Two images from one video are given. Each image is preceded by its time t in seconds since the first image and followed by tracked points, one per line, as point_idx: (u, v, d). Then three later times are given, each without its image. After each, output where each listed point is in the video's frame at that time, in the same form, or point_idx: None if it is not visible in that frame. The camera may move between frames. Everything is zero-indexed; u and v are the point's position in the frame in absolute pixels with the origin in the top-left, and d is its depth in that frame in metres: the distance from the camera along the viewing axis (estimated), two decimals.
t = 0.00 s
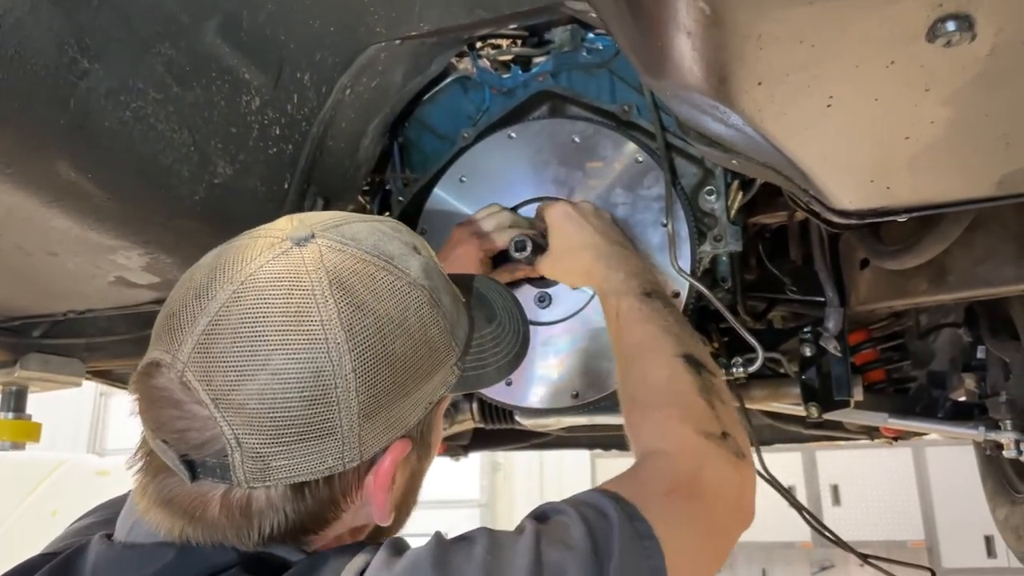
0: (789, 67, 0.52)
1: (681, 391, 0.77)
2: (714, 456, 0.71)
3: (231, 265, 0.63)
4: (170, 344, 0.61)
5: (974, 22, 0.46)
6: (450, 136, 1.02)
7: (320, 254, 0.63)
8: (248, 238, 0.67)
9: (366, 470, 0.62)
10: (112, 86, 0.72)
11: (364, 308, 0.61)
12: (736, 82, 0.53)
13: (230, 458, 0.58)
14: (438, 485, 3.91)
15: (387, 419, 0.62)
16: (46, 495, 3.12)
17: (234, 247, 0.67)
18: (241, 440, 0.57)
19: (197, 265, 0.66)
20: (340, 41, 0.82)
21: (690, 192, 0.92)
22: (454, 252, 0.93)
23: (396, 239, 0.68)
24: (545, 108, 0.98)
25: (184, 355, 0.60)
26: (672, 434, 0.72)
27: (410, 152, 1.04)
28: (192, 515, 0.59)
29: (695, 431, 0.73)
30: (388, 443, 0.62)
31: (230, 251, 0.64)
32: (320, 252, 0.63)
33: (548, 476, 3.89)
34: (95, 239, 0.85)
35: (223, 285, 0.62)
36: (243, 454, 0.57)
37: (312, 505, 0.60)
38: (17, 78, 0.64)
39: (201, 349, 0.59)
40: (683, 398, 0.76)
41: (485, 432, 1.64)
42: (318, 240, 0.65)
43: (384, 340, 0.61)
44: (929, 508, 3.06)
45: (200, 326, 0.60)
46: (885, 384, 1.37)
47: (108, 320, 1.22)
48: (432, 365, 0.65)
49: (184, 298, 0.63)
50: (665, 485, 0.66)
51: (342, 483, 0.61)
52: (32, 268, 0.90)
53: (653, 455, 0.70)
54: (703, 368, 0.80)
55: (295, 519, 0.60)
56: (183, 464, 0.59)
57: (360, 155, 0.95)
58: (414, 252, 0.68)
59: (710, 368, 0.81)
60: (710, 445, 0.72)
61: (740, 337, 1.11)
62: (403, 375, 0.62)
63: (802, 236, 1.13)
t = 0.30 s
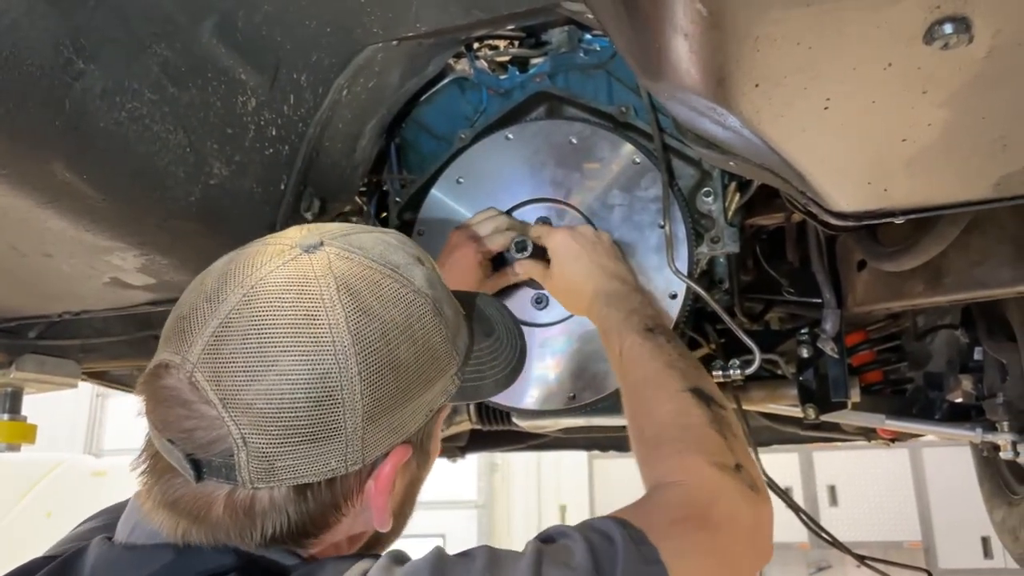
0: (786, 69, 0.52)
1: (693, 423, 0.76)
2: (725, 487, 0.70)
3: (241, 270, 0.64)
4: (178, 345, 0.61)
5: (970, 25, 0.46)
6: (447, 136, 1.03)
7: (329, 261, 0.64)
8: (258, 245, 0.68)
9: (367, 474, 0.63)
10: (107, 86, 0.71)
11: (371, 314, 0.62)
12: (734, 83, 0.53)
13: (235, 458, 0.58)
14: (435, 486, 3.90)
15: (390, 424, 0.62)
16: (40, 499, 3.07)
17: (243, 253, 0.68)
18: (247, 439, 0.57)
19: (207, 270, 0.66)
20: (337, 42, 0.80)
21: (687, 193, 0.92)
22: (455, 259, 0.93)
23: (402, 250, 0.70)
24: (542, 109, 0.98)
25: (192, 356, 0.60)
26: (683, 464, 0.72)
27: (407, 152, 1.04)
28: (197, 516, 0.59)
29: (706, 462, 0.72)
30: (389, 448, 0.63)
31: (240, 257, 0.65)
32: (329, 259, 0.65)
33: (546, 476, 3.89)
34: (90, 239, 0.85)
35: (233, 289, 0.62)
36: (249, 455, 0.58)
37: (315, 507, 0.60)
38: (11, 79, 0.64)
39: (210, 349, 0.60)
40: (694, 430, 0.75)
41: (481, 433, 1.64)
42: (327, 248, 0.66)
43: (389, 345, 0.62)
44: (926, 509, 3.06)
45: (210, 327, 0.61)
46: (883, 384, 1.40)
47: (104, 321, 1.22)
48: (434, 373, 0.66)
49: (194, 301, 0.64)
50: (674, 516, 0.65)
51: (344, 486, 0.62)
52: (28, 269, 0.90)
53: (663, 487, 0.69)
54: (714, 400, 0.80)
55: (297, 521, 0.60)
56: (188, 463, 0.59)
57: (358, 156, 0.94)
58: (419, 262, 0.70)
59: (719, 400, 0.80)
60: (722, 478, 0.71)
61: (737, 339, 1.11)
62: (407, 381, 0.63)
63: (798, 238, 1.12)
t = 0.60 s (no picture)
0: (786, 69, 0.52)
1: (686, 426, 0.76)
2: (719, 489, 0.70)
3: (267, 274, 0.66)
4: (203, 344, 0.63)
5: (972, 25, 0.46)
6: (446, 136, 1.03)
7: (354, 269, 0.66)
8: (284, 250, 0.70)
9: (379, 480, 0.64)
10: (106, 85, 0.71)
11: (392, 321, 0.64)
12: (735, 83, 0.53)
13: (253, 457, 0.59)
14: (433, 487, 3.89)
15: (404, 431, 0.64)
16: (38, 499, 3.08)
17: (268, 257, 0.70)
18: (266, 439, 0.59)
19: (233, 273, 0.68)
20: (335, 41, 0.81)
21: (687, 194, 0.92)
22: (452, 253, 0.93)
23: (423, 262, 0.72)
24: (541, 109, 0.97)
25: (216, 354, 0.62)
26: (677, 466, 0.72)
27: (406, 153, 1.05)
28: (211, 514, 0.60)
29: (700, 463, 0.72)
30: (401, 455, 0.64)
31: (267, 261, 0.67)
32: (353, 267, 0.67)
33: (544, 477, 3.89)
34: (89, 240, 0.84)
35: (260, 292, 0.64)
36: (267, 454, 0.59)
37: (326, 510, 0.62)
38: (11, 78, 0.64)
39: (235, 348, 0.62)
40: (689, 433, 0.75)
41: (480, 433, 1.63)
42: (352, 256, 0.68)
43: (408, 353, 0.64)
44: (924, 510, 3.06)
45: (236, 328, 0.63)
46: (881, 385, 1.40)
47: (102, 322, 1.21)
48: (448, 384, 0.68)
49: (220, 301, 0.66)
50: (669, 515, 0.65)
51: (356, 490, 0.63)
52: (26, 269, 0.89)
53: (658, 489, 0.69)
54: (707, 401, 0.79)
55: (308, 523, 0.61)
56: (206, 459, 0.60)
57: (357, 156, 0.94)
58: (438, 274, 0.72)
59: (714, 401, 0.80)
60: (717, 479, 0.71)
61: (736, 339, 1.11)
62: (422, 390, 0.65)
63: (797, 238, 1.13)
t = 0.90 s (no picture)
0: (782, 74, 0.52)
1: (680, 434, 0.77)
2: (713, 495, 0.71)
3: (269, 281, 0.66)
4: (206, 350, 0.64)
5: (966, 30, 0.47)
6: (444, 138, 1.03)
7: (355, 276, 0.67)
8: (285, 258, 0.70)
9: (380, 483, 0.65)
10: (104, 88, 0.71)
11: (393, 327, 0.64)
12: (732, 88, 0.53)
13: (256, 461, 0.60)
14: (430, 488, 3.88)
15: (405, 435, 0.64)
16: (36, 499, 3.04)
17: (270, 266, 0.70)
18: (270, 443, 0.59)
19: (236, 281, 0.69)
20: (334, 43, 0.81)
21: (683, 197, 0.92)
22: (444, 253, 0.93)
23: (422, 269, 0.72)
24: (539, 111, 0.98)
25: (220, 360, 0.62)
26: (672, 472, 0.72)
27: (404, 155, 1.05)
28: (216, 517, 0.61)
29: (695, 470, 0.73)
30: (402, 459, 0.65)
31: (269, 269, 0.68)
32: (354, 274, 0.67)
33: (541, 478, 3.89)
34: (87, 242, 0.84)
35: (262, 299, 0.65)
36: (270, 458, 0.59)
37: (328, 513, 0.62)
38: (9, 80, 0.64)
39: (237, 355, 0.62)
40: (683, 440, 0.76)
41: (476, 434, 1.63)
42: (352, 264, 0.69)
43: (408, 358, 0.64)
44: (920, 511, 3.07)
45: (239, 334, 0.63)
46: (878, 387, 1.38)
47: (99, 323, 1.21)
48: (447, 389, 0.68)
49: (223, 309, 0.66)
50: (665, 521, 0.66)
51: (356, 493, 0.63)
52: (23, 270, 0.89)
53: (653, 496, 0.70)
54: (703, 408, 0.80)
55: (311, 526, 0.62)
56: (210, 464, 0.60)
57: (354, 158, 0.97)
58: (436, 281, 0.72)
59: (709, 407, 0.81)
60: (712, 486, 0.72)
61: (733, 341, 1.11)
62: (423, 395, 0.65)
63: (794, 239, 1.11)
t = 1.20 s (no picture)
0: (781, 77, 0.52)
1: (680, 438, 0.76)
2: (712, 500, 0.71)
3: (271, 285, 0.67)
4: (210, 353, 0.64)
5: (965, 34, 0.47)
6: (444, 140, 1.04)
7: (356, 280, 0.67)
8: (288, 262, 0.70)
9: (380, 483, 0.65)
10: (105, 89, 0.71)
11: (394, 330, 0.64)
12: (732, 90, 0.54)
13: (259, 462, 0.60)
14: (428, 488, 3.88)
15: (405, 436, 0.64)
16: (35, 499, 3.02)
17: (273, 270, 0.70)
18: (272, 444, 0.59)
19: (239, 285, 0.69)
20: (334, 45, 0.82)
21: (682, 198, 0.92)
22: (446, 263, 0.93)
23: (422, 274, 0.73)
24: (538, 113, 0.98)
25: (223, 362, 0.62)
26: (672, 478, 0.72)
27: (404, 156, 1.06)
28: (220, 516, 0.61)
29: (695, 476, 0.73)
30: (402, 460, 0.65)
31: (272, 273, 0.68)
32: (355, 278, 0.67)
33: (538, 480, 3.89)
34: (88, 243, 0.84)
35: (265, 302, 0.65)
36: (273, 459, 0.59)
37: (330, 513, 0.62)
38: (10, 81, 0.64)
39: (240, 357, 0.62)
40: (682, 444, 0.76)
41: (475, 435, 1.64)
42: (354, 268, 0.69)
43: (408, 360, 0.64)
44: (918, 511, 3.08)
45: (242, 337, 0.63)
46: (875, 388, 1.38)
47: (99, 324, 1.21)
48: (447, 392, 0.68)
49: (226, 312, 0.67)
50: (665, 525, 0.66)
51: (357, 493, 0.63)
52: (23, 270, 0.89)
53: (654, 499, 0.70)
54: (702, 413, 0.80)
55: (313, 526, 0.62)
56: (215, 464, 0.61)
57: (355, 159, 0.97)
58: (436, 284, 0.72)
59: (709, 412, 0.81)
60: (711, 491, 0.72)
61: (732, 342, 1.11)
62: (423, 397, 0.65)
63: (793, 241, 1.12)
